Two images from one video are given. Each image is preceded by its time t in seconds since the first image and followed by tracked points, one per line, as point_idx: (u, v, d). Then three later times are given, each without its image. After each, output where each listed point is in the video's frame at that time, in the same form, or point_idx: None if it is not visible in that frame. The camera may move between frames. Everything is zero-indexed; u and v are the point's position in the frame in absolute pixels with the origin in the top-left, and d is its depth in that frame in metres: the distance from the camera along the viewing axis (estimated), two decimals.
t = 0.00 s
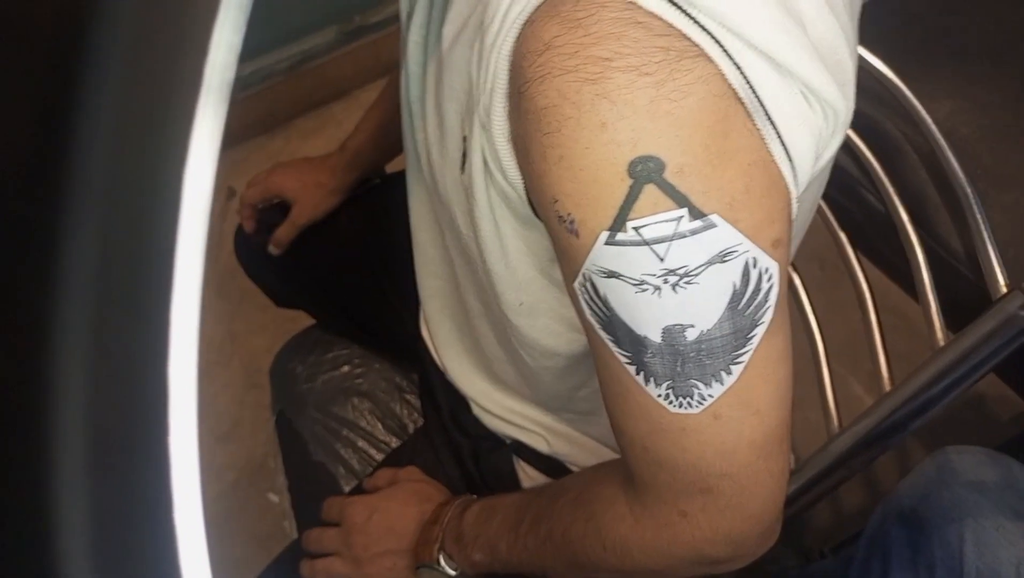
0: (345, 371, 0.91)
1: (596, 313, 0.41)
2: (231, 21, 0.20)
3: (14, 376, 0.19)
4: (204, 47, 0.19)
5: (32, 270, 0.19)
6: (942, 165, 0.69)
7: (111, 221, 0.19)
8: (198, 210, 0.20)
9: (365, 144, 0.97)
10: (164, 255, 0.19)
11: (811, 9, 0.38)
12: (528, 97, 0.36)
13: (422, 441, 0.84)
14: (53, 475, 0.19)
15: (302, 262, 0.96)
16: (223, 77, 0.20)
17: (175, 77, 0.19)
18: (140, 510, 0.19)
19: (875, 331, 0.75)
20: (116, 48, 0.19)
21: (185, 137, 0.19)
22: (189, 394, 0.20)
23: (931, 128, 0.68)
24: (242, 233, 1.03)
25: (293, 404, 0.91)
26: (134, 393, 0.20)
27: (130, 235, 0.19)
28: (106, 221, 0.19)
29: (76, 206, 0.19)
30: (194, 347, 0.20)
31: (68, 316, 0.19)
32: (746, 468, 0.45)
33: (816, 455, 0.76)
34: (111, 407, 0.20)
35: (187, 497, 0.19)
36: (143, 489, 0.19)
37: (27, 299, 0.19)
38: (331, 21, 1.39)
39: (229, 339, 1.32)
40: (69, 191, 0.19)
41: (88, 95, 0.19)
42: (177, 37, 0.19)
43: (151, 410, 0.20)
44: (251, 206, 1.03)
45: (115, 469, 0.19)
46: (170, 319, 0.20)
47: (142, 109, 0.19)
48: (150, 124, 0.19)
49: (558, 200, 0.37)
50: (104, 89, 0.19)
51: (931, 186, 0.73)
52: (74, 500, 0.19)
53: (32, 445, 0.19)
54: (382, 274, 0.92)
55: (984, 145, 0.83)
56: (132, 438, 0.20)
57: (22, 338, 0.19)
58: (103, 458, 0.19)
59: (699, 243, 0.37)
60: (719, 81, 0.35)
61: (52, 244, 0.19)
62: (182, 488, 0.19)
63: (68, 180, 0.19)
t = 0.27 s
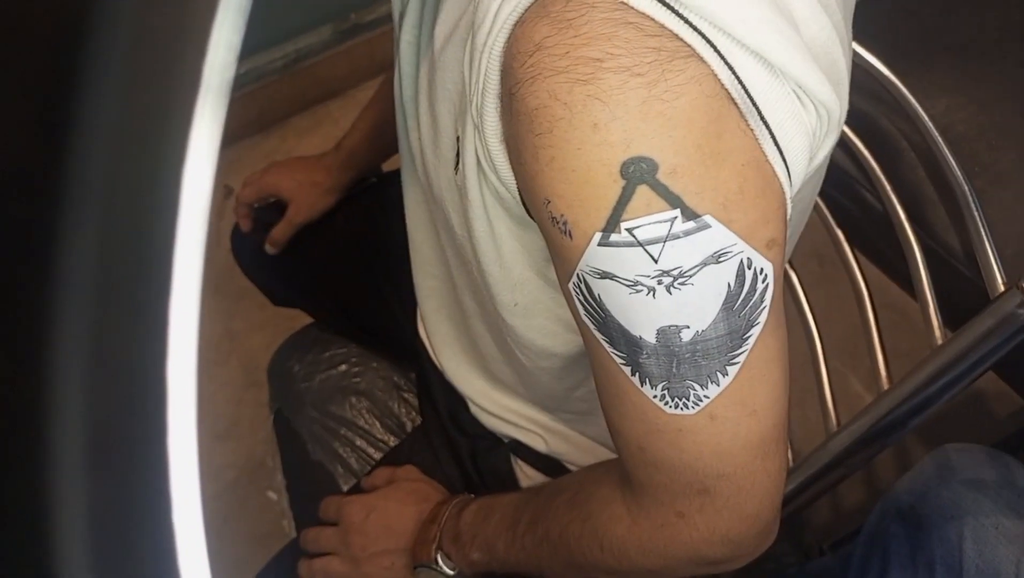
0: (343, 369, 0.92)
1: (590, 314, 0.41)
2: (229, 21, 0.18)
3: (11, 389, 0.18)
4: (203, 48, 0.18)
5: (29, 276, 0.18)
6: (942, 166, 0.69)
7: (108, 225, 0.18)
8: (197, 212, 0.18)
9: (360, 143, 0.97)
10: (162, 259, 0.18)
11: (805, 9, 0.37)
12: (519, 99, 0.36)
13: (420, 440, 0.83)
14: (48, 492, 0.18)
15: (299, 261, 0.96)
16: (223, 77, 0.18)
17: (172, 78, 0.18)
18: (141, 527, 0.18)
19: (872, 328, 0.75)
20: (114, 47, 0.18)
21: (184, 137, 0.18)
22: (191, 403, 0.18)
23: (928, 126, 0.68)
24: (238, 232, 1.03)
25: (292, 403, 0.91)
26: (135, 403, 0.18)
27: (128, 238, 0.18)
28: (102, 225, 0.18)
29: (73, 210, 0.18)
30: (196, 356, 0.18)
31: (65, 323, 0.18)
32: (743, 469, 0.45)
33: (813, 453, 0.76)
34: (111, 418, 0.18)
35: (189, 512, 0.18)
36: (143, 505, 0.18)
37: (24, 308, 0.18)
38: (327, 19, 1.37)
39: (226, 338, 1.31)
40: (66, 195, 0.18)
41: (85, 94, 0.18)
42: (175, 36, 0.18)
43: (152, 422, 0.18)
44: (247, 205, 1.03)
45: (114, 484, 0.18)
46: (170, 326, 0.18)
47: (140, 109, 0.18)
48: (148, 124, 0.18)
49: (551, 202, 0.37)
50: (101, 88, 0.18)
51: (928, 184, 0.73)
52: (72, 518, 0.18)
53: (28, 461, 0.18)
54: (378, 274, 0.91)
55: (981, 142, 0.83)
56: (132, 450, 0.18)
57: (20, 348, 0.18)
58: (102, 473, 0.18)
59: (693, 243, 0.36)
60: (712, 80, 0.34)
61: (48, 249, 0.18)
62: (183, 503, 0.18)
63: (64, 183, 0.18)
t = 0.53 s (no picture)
0: (344, 369, 0.92)
1: (592, 316, 0.40)
2: (229, 21, 0.19)
3: (14, 386, 0.18)
4: (203, 47, 0.19)
5: (31, 276, 0.18)
6: (946, 170, 0.70)
7: (110, 223, 0.19)
8: (197, 210, 0.19)
9: (363, 142, 0.97)
10: (163, 257, 0.19)
11: (809, 9, 0.37)
12: (521, 100, 0.36)
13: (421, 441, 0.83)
14: (49, 488, 0.18)
15: (300, 261, 0.96)
16: (223, 77, 0.19)
17: (172, 79, 0.19)
18: (141, 525, 0.18)
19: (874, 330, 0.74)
20: (113, 51, 0.19)
21: (184, 135, 0.19)
22: (191, 403, 0.19)
23: (932, 126, 0.69)
24: (240, 232, 1.03)
25: (292, 403, 0.91)
26: (135, 403, 0.19)
27: (128, 236, 0.19)
28: (104, 224, 0.19)
29: (75, 209, 0.19)
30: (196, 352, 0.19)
31: (67, 320, 0.18)
32: (745, 471, 0.45)
33: (816, 454, 0.76)
34: (111, 418, 0.19)
35: (189, 513, 0.18)
36: (144, 504, 0.18)
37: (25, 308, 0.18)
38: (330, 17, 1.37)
39: (228, 338, 1.31)
40: (69, 195, 0.19)
41: (88, 97, 0.19)
42: (174, 38, 0.19)
43: (153, 423, 0.19)
44: (248, 204, 1.03)
45: (114, 483, 0.18)
46: (170, 323, 0.19)
47: (140, 110, 0.19)
48: (148, 124, 0.19)
49: (552, 203, 0.36)
50: (102, 91, 0.19)
51: (931, 185, 0.72)
52: (72, 515, 0.18)
53: (31, 457, 0.18)
54: (380, 274, 0.91)
55: (984, 143, 0.83)
56: (133, 450, 0.18)
57: (22, 347, 0.18)
58: (102, 471, 0.18)
59: (695, 246, 0.36)
60: (715, 81, 0.34)
61: (51, 248, 0.18)
62: (182, 504, 0.18)
63: (67, 183, 0.19)
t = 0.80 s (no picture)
0: (346, 368, 0.92)
1: (595, 316, 0.40)
2: (229, 20, 0.19)
3: (19, 382, 0.19)
4: (202, 46, 0.18)
5: (34, 276, 0.19)
6: (951, 172, 0.70)
7: (110, 223, 0.19)
8: (197, 211, 0.19)
9: (365, 141, 0.97)
10: (163, 257, 0.19)
11: (815, 9, 0.37)
12: (526, 100, 0.35)
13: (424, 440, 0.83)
14: (53, 485, 0.19)
15: (301, 259, 0.96)
16: (223, 77, 0.19)
17: (172, 78, 0.19)
18: (141, 525, 0.18)
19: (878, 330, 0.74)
20: (115, 54, 0.19)
21: (184, 135, 0.19)
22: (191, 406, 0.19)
23: (936, 128, 0.69)
24: (242, 231, 1.03)
25: (294, 403, 0.91)
26: (133, 403, 0.19)
27: (128, 237, 0.19)
28: (105, 224, 0.19)
29: (76, 210, 0.19)
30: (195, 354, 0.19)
31: (70, 320, 0.19)
32: (749, 472, 0.45)
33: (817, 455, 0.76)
34: (111, 416, 0.19)
35: (189, 517, 0.18)
36: (142, 504, 0.18)
37: (29, 307, 0.19)
38: (331, 18, 1.36)
39: (229, 337, 1.31)
40: (72, 198, 0.19)
41: (89, 99, 0.19)
42: (175, 39, 0.19)
43: (151, 424, 0.19)
44: (251, 203, 1.03)
45: (114, 481, 0.19)
46: (168, 324, 0.18)
47: (140, 110, 0.19)
48: (147, 123, 0.19)
49: (556, 204, 0.36)
50: (105, 93, 0.19)
51: (936, 185, 0.71)
52: (72, 511, 0.19)
53: (34, 451, 0.19)
54: (382, 273, 0.91)
55: (987, 143, 0.83)
56: (132, 450, 0.19)
57: (25, 345, 0.19)
58: (103, 469, 0.19)
59: (699, 246, 0.36)
60: (720, 81, 0.34)
61: (51, 248, 0.19)
62: (184, 507, 0.18)
63: (70, 185, 0.19)
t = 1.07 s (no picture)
0: (344, 370, 0.92)
1: (589, 317, 0.41)
2: (229, 22, 0.19)
3: (17, 383, 0.19)
4: (203, 47, 0.19)
5: (33, 277, 0.19)
6: (944, 170, 0.70)
7: (110, 223, 0.19)
8: (197, 212, 0.19)
9: (361, 144, 0.97)
10: (162, 259, 0.19)
11: (806, 10, 0.37)
12: (518, 101, 0.36)
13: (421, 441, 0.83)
14: (52, 485, 0.19)
15: (298, 262, 0.96)
16: (223, 78, 0.19)
17: (171, 78, 0.19)
18: (141, 526, 0.19)
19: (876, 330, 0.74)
20: (115, 51, 0.19)
21: (184, 136, 0.19)
22: (191, 406, 0.19)
23: (930, 128, 0.69)
24: (240, 234, 1.03)
25: (292, 405, 0.91)
26: (133, 404, 0.19)
27: (128, 236, 0.19)
28: (105, 224, 0.19)
29: (75, 209, 0.19)
30: (195, 354, 0.19)
31: (69, 320, 0.19)
32: (744, 471, 0.45)
33: (814, 455, 0.76)
34: (110, 417, 0.19)
35: (189, 519, 0.19)
36: (143, 504, 0.19)
37: (28, 308, 0.19)
38: (327, 21, 1.36)
39: (227, 339, 1.31)
40: (71, 198, 0.19)
41: (89, 98, 0.19)
42: (176, 41, 0.19)
43: (152, 425, 0.19)
44: (248, 206, 1.03)
45: (113, 481, 0.19)
46: (170, 323, 0.19)
47: (140, 110, 0.19)
48: (148, 124, 0.19)
49: (549, 204, 0.37)
50: (104, 93, 0.19)
51: (932, 187, 0.72)
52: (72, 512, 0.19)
53: (33, 452, 0.19)
54: (380, 275, 0.91)
55: (981, 143, 0.83)
56: (132, 450, 0.19)
57: (25, 346, 0.19)
58: (101, 470, 0.19)
59: (692, 246, 0.36)
60: (711, 81, 0.34)
61: (50, 248, 0.19)
62: (183, 509, 0.19)
63: (69, 184, 0.19)
